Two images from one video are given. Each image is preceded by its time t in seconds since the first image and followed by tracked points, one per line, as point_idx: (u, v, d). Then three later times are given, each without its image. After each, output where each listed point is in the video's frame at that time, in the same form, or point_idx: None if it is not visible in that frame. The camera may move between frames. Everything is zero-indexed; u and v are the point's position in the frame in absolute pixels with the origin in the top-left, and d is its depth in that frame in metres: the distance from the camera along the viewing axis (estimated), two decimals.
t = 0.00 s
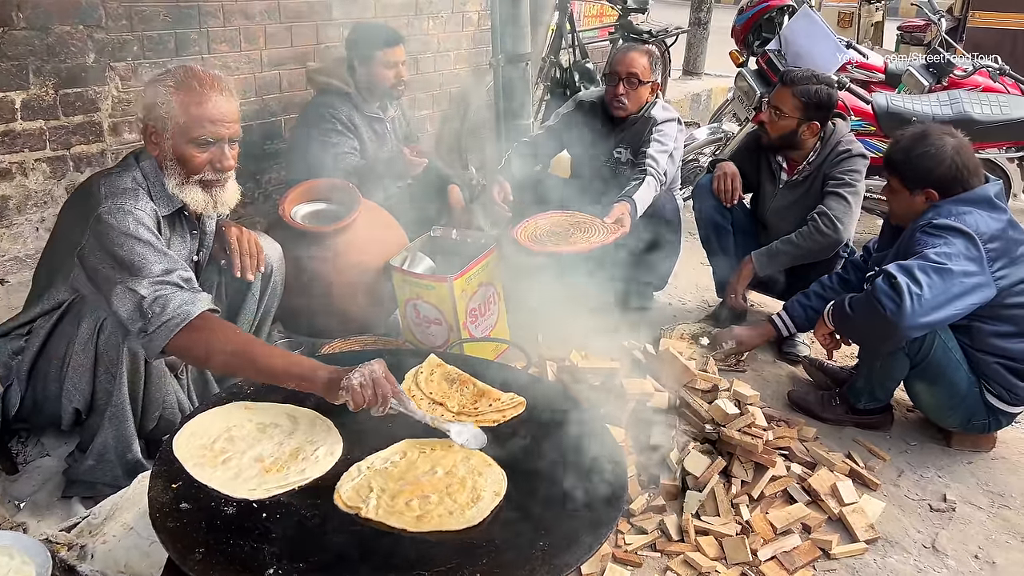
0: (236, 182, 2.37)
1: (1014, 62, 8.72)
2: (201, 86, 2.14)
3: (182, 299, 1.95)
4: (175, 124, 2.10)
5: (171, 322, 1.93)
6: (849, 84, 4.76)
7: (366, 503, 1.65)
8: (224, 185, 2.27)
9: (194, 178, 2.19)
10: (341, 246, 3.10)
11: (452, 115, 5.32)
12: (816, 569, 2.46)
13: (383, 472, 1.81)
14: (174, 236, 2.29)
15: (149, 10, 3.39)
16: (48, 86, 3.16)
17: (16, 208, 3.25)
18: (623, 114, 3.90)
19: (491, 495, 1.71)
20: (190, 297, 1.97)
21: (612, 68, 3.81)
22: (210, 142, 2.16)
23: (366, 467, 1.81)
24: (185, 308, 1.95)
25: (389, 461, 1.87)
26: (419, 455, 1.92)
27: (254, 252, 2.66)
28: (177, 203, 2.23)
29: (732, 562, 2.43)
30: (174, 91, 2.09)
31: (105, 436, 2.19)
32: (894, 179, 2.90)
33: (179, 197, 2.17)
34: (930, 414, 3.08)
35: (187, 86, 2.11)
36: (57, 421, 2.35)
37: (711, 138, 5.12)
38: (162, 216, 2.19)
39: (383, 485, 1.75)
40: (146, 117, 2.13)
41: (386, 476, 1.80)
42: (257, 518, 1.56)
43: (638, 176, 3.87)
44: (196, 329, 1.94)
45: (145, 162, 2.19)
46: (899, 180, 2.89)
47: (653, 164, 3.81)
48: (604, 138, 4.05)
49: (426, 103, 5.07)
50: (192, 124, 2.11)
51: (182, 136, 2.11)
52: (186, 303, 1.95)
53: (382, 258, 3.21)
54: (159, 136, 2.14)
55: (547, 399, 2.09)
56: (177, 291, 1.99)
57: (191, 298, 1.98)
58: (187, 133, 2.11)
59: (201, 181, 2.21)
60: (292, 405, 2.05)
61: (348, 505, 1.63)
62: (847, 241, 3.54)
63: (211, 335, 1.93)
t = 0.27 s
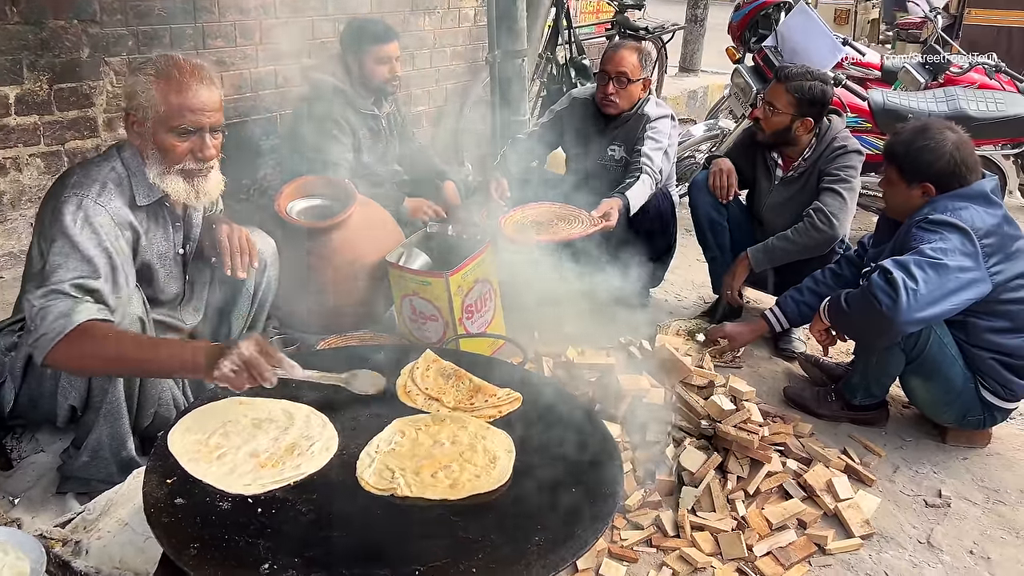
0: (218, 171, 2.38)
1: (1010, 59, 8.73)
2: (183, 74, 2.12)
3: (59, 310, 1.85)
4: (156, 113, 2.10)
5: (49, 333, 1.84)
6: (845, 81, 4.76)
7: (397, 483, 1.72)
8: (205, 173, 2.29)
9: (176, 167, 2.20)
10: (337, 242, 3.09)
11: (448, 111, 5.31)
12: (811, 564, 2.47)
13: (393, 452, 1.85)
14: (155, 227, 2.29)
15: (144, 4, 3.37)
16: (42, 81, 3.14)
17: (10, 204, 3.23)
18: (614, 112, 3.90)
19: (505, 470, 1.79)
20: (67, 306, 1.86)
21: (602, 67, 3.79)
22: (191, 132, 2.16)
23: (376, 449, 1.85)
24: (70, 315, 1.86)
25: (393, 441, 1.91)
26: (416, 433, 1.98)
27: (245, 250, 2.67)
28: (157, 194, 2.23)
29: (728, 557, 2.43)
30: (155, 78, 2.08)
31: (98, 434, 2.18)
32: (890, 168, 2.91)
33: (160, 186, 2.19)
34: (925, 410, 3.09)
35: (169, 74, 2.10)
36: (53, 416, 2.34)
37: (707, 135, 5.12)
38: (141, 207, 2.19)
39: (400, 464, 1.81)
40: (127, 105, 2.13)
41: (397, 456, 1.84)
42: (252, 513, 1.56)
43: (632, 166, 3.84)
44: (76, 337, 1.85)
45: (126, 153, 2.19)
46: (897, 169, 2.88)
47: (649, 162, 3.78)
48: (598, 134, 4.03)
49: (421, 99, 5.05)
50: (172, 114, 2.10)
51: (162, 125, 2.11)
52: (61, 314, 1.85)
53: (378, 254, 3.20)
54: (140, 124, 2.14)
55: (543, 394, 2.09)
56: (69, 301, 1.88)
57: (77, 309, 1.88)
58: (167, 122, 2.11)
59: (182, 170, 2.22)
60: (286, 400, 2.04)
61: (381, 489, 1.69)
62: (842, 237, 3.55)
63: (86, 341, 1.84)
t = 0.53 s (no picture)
0: (179, 173, 2.33)
1: (1010, 55, 8.71)
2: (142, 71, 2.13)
3: None
4: (107, 107, 2.11)
5: None
6: (845, 75, 4.76)
7: (395, 477, 1.71)
8: (158, 175, 2.24)
9: (126, 164, 2.17)
10: (336, 236, 3.09)
11: (448, 106, 5.29)
12: (809, 559, 2.47)
13: (391, 446, 1.85)
14: (116, 224, 2.28)
15: None
16: (40, 74, 3.12)
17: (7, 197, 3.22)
18: (611, 109, 3.88)
19: (502, 463, 1.79)
20: None
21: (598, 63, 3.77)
22: (140, 130, 2.14)
23: (374, 443, 1.84)
24: None
25: (391, 434, 1.90)
26: (415, 426, 1.97)
27: (240, 251, 2.63)
28: (115, 192, 2.20)
29: (725, 551, 2.44)
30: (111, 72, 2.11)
31: (96, 422, 2.22)
32: (891, 163, 2.89)
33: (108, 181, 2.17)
34: (924, 405, 3.09)
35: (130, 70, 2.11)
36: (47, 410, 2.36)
37: (706, 129, 5.11)
38: (97, 203, 2.19)
39: (399, 457, 1.81)
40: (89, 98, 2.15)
41: (395, 449, 1.84)
42: (251, 507, 1.56)
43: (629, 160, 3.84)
44: None
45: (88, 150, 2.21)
46: (898, 165, 2.87)
47: (647, 159, 3.77)
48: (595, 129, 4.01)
49: (421, 94, 5.04)
50: (124, 109, 2.11)
51: (111, 119, 2.12)
52: None
53: (377, 248, 3.20)
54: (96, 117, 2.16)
55: (542, 388, 2.09)
56: None
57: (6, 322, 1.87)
58: (117, 116, 2.11)
59: (132, 169, 2.18)
60: (287, 395, 2.01)
61: (378, 483, 1.69)
62: (842, 232, 3.54)
63: None
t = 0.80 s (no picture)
0: (154, 165, 2.38)
1: (1012, 51, 8.69)
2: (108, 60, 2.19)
3: None
4: (75, 99, 2.17)
5: None
6: (848, 70, 4.74)
7: (396, 470, 1.72)
8: (132, 166, 2.29)
9: (97, 157, 2.23)
10: (337, 229, 3.09)
11: (449, 100, 5.28)
12: (809, 553, 2.48)
13: (392, 439, 1.85)
14: (89, 219, 2.33)
15: None
16: (41, 67, 3.08)
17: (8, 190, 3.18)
18: (611, 103, 3.83)
19: (503, 456, 1.79)
20: None
21: (597, 57, 3.76)
22: (110, 121, 2.20)
23: (375, 436, 1.85)
24: None
25: (392, 428, 1.90)
26: (415, 420, 1.97)
27: (243, 262, 2.62)
28: (87, 186, 2.27)
29: (726, 546, 2.45)
30: (77, 63, 2.16)
31: (92, 416, 2.22)
32: (895, 158, 2.88)
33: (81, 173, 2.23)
34: (925, 400, 3.09)
35: (93, 60, 2.16)
36: (46, 404, 2.37)
37: (708, 124, 5.09)
38: (67, 199, 2.25)
39: (400, 450, 1.81)
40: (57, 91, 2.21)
41: (397, 443, 1.84)
42: (251, 499, 1.56)
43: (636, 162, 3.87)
44: None
45: (60, 147, 2.27)
46: (901, 160, 2.86)
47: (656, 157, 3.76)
48: (594, 123, 3.99)
49: (422, 88, 5.03)
50: (91, 101, 2.16)
51: (80, 112, 2.17)
52: None
53: (378, 242, 3.20)
54: (65, 110, 2.22)
55: (542, 382, 2.09)
56: None
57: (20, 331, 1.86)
58: (85, 109, 2.17)
59: (104, 160, 2.24)
60: (286, 387, 2.02)
61: (379, 475, 1.69)
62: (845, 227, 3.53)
63: None
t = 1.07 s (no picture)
0: (153, 146, 2.40)
1: (1019, 46, 8.63)
2: (102, 45, 2.19)
3: None
4: (76, 86, 2.17)
5: None
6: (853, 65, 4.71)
7: (398, 463, 1.72)
8: (135, 148, 2.32)
9: (101, 142, 2.25)
10: (340, 222, 3.09)
11: (453, 93, 5.27)
12: (811, 548, 2.47)
13: (394, 432, 1.85)
14: (83, 204, 2.33)
15: None
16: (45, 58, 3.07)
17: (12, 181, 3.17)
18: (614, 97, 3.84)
19: (505, 451, 1.79)
20: None
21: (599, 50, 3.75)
22: (114, 105, 2.21)
23: (377, 429, 1.85)
24: None
25: (394, 421, 1.90)
26: (418, 413, 1.97)
27: (240, 258, 2.61)
28: (78, 171, 2.27)
29: (728, 540, 2.45)
30: (74, 50, 2.16)
31: (93, 407, 2.21)
32: (902, 153, 2.86)
33: (86, 160, 2.24)
34: (928, 396, 3.08)
35: (87, 46, 2.16)
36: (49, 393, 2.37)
37: (713, 118, 5.07)
38: (57, 184, 2.25)
39: (402, 443, 1.81)
40: (52, 82, 2.21)
41: (399, 436, 1.84)
42: (253, 491, 1.56)
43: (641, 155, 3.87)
44: None
45: (55, 134, 2.28)
46: (909, 154, 2.84)
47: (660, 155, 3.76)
48: (599, 117, 3.98)
49: (426, 81, 5.01)
50: (92, 87, 2.17)
51: (82, 99, 2.18)
52: None
53: (382, 234, 3.19)
54: (63, 97, 2.21)
55: (544, 376, 2.09)
56: None
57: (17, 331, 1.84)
58: (87, 95, 2.18)
59: (109, 145, 2.26)
60: (288, 379, 2.02)
61: (381, 468, 1.69)
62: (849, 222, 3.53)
63: None
